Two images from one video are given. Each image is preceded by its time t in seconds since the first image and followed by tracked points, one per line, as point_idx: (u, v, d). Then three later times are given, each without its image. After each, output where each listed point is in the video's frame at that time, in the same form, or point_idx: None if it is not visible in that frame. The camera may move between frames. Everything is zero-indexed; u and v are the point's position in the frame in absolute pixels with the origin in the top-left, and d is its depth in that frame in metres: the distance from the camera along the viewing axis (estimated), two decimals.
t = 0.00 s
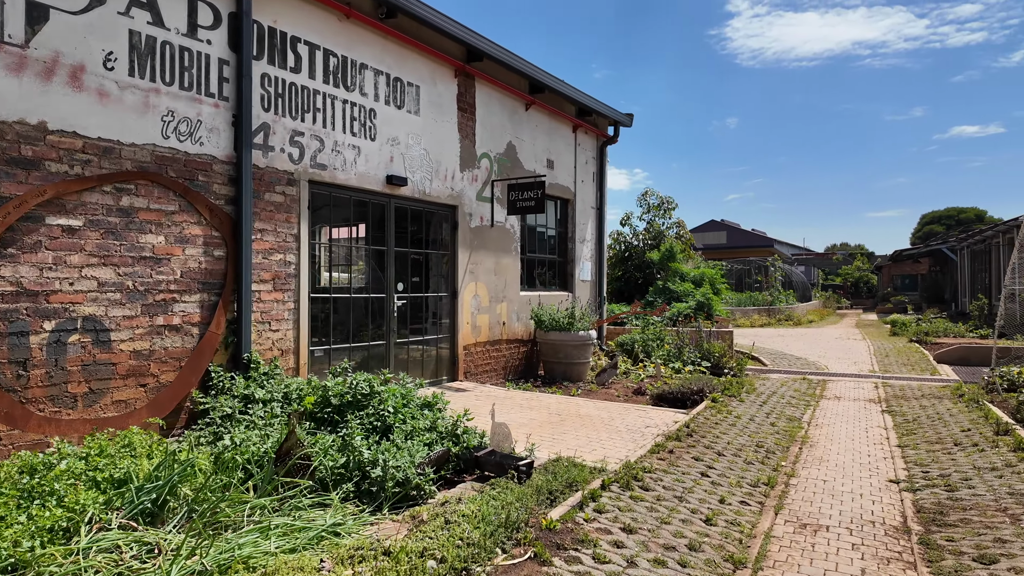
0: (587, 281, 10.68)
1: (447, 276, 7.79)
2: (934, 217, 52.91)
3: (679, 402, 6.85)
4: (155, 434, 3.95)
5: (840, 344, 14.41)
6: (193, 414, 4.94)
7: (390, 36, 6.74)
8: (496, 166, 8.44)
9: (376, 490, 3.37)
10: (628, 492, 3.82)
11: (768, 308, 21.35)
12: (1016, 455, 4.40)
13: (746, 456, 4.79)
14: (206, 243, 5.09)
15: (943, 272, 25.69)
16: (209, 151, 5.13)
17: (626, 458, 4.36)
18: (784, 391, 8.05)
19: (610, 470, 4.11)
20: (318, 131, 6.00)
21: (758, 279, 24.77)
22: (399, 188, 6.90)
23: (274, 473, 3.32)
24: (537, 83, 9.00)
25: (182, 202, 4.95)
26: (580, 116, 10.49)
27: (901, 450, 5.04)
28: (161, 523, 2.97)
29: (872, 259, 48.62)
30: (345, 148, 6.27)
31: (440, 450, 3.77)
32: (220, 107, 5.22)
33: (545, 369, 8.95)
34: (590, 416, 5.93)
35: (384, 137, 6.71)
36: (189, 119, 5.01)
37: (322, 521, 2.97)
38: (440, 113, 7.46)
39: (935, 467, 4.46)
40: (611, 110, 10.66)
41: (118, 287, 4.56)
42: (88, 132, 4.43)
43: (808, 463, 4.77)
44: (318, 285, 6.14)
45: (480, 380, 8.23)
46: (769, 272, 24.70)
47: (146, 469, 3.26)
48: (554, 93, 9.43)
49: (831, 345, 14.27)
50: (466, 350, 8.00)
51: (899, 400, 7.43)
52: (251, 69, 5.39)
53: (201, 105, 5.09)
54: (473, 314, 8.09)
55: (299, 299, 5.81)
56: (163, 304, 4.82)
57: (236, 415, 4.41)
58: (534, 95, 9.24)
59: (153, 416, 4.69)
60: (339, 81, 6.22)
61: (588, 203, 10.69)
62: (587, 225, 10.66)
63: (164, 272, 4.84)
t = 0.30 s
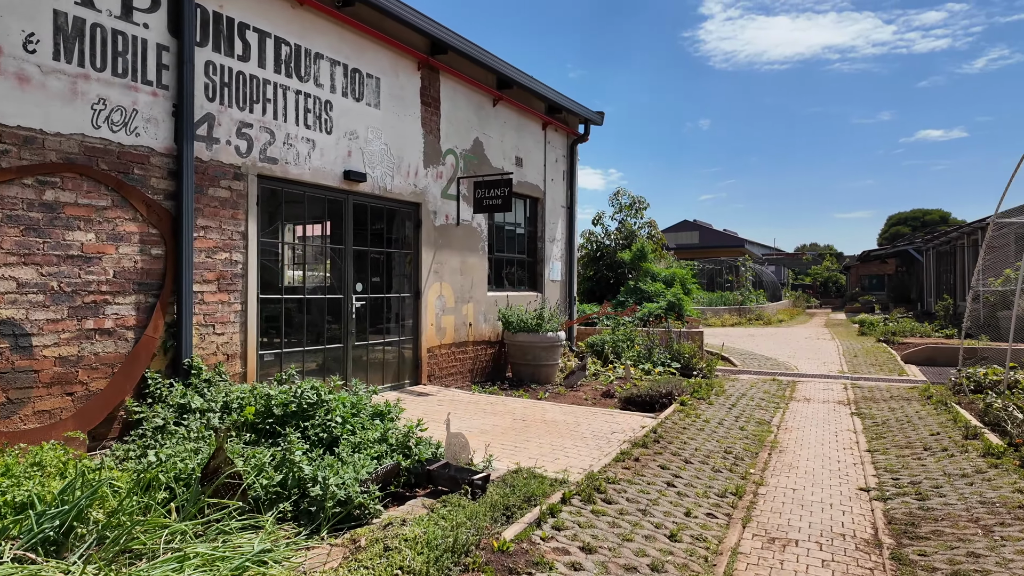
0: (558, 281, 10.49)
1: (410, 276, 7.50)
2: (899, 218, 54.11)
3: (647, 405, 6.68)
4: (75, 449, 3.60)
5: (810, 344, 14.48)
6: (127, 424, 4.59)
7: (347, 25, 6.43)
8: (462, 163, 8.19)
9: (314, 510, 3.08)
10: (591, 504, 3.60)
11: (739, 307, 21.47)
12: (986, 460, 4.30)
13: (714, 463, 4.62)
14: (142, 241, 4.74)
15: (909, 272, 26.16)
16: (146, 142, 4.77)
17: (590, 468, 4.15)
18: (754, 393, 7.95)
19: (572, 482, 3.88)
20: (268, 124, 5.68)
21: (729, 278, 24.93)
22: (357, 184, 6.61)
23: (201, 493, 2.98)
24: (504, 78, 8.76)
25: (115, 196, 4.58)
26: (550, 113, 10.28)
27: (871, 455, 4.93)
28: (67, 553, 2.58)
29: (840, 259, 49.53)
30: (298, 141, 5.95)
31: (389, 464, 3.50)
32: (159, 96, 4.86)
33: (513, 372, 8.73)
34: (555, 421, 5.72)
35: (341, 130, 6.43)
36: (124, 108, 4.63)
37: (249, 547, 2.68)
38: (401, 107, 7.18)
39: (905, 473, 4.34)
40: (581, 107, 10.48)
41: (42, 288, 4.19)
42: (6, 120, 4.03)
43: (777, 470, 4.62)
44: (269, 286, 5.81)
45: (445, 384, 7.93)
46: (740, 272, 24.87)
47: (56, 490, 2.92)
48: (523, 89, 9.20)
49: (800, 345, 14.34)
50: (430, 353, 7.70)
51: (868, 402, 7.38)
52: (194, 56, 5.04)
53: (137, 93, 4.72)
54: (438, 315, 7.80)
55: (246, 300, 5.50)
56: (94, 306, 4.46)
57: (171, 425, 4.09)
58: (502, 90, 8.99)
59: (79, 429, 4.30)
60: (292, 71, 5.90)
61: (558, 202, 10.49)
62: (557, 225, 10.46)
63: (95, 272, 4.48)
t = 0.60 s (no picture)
0: (526, 281, 10.24)
1: (368, 274, 7.15)
2: (864, 221, 55.31)
3: (613, 407, 6.49)
4: None
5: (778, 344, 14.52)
6: (46, 434, 4.22)
7: (300, 9, 6.10)
8: (425, 157, 7.86)
9: (236, 529, 2.78)
10: (545, 514, 3.36)
11: (708, 308, 21.56)
12: (954, 461, 4.18)
13: (678, 467, 4.43)
14: (65, 234, 4.36)
15: (874, 273, 26.62)
16: (70, 126, 4.40)
17: (547, 475, 3.92)
18: (721, 393, 7.83)
19: (527, 490, 3.64)
20: (210, 110, 5.32)
21: (699, 279, 25.07)
22: (310, 177, 6.28)
23: (104, 512, 2.65)
24: (469, 70, 8.48)
25: (34, 185, 4.21)
26: (517, 109, 10.04)
27: (838, 456, 4.79)
28: None
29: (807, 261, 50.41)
30: (244, 130, 5.60)
31: (327, 476, 3.19)
32: (85, 76, 4.48)
33: (478, 374, 8.36)
34: (516, 425, 5.48)
35: (292, 118, 6.09)
36: (43, 88, 4.26)
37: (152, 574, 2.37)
38: (359, 96, 6.84)
39: (872, 476, 4.20)
40: (549, 103, 10.25)
41: None
42: None
43: (744, 473, 4.44)
44: (211, 283, 5.46)
45: (406, 388, 7.59)
46: (710, 273, 25.02)
47: None
48: (489, 82, 8.94)
49: (769, 345, 14.37)
50: (390, 355, 7.35)
51: (835, 402, 7.30)
52: (125, 35, 4.68)
53: (59, 72, 4.34)
54: (398, 316, 7.45)
55: (184, 299, 5.15)
56: (8, 305, 4.08)
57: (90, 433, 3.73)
58: (466, 82, 8.71)
59: None
60: (237, 55, 5.55)
61: (526, 200, 10.25)
62: (524, 223, 10.22)
63: (10, 267, 4.09)
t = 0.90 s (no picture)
0: (497, 281, 9.97)
1: (327, 274, 6.84)
2: (838, 220, 56.11)
3: (581, 411, 6.25)
4: None
5: (752, 343, 14.49)
6: None
7: None
8: (388, 152, 7.54)
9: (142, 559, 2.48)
10: (498, 532, 3.11)
11: (684, 307, 21.55)
12: (928, 467, 4.03)
13: (644, 474, 4.21)
14: None
15: (847, 271, 26.90)
16: None
17: (504, 488, 3.67)
18: (693, 395, 7.67)
19: (480, 505, 3.39)
20: (149, 100, 4.97)
21: (675, 279, 25.08)
22: (261, 172, 5.96)
23: None
24: (435, 64, 8.18)
25: None
26: (487, 105, 9.78)
27: (809, 461, 4.63)
28: None
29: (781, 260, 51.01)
30: (188, 121, 5.26)
31: (255, 495, 2.95)
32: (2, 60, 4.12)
33: (446, 376, 8.08)
34: (478, 430, 5.23)
35: (242, 110, 5.76)
36: None
37: None
38: (315, 88, 6.52)
39: (844, 483, 4.03)
40: (520, 99, 10.00)
41: None
42: None
43: (712, 481, 4.24)
44: (151, 284, 5.11)
45: (369, 392, 7.29)
46: (685, 272, 25.05)
47: None
48: (457, 77, 8.66)
49: (743, 344, 14.34)
50: (351, 358, 7.05)
51: (807, 403, 7.18)
52: (50, 17, 4.32)
53: None
54: (360, 317, 7.14)
55: (119, 301, 4.80)
56: None
57: None
58: (433, 76, 8.41)
59: None
60: (180, 41, 5.20)
61: (497, 198, 9.99)
62: (495, 221, 9.95)
63: None
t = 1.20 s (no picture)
0: (471, 280, 9.71)
1: (288, 273, 6.53)
2: (815, 222, 56.78)
3: (554, 415, 6.00)
4: None
5: (730, 344, 14.41)
6: None
7: None
8: (354, 145, 7.30)
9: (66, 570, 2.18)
10: (453, 551, 2.86)
11: (663, 307, 21.49)
12: (909, 474, 3.87)
13: (615, 483, 3.98)
14: None
15: (824, 272, 27.11)
16: None
17: (464, 501, 3.42)
18: (669, 397, 7.49)
19: (436, 522, 3.13)
20: (88, 83, 4.63)
21: (654, 279, 25.04)
22: (215, 163, 5.63)
23: None
24: (405, 54, 7.89)
25: None
26: (461, 98, 9.51)
27: (787, 468, 4.46)
28: None
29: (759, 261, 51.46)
30: (132, 108, 4.92)
31: (179, 516, 2.66)
32: None
33: (416, 380, 7.80)
34: (444, 437, 4.97)
35: (194, 97, 5.41)
36: None
37: None
38: (275, 76, 6.21)
39: (823, 492, 3.85)
40: (495, 94, 9.74)
41: None
42: None
43: (686, 491, 4.03)
44: (92, 282, 4.75)
45: (333, 396, 6.98)
46: (665, 272, 25.02)
47: None
48: (428, 69, 8.38)
49: (721, 344, 14.27)
50: (314, 361, 6.74)
51: (785, 405, 7.04)
52: None
53: None
54: (324, 318, 6.84)
55: (54, 301, 4.45)
56: None
57: None
58: (403, 66, 8.12)
59: None
60: (124, 22, 4.85)
61: (471, 195, 9.73)
62: (469, 219, 9.69)
63: None
